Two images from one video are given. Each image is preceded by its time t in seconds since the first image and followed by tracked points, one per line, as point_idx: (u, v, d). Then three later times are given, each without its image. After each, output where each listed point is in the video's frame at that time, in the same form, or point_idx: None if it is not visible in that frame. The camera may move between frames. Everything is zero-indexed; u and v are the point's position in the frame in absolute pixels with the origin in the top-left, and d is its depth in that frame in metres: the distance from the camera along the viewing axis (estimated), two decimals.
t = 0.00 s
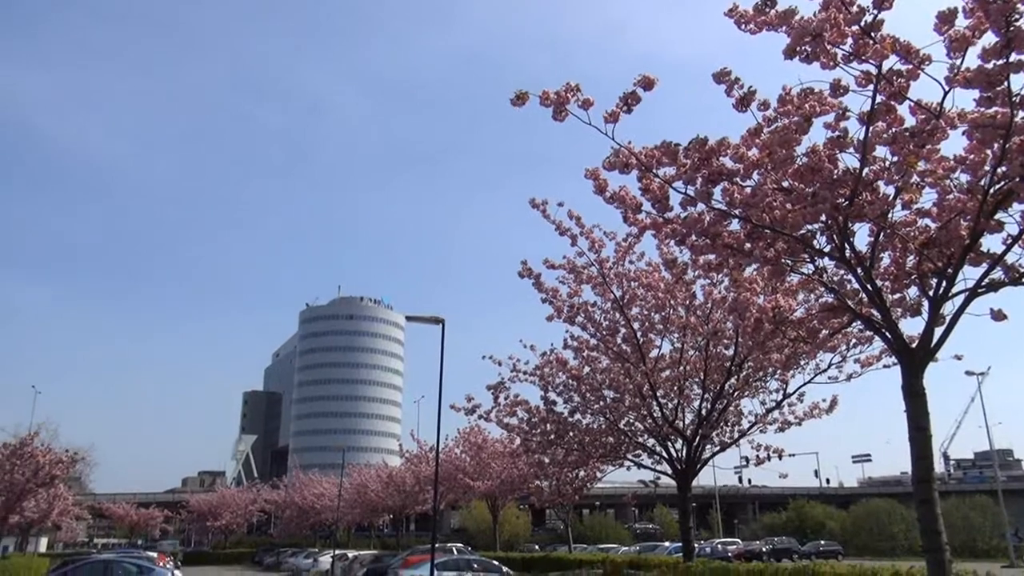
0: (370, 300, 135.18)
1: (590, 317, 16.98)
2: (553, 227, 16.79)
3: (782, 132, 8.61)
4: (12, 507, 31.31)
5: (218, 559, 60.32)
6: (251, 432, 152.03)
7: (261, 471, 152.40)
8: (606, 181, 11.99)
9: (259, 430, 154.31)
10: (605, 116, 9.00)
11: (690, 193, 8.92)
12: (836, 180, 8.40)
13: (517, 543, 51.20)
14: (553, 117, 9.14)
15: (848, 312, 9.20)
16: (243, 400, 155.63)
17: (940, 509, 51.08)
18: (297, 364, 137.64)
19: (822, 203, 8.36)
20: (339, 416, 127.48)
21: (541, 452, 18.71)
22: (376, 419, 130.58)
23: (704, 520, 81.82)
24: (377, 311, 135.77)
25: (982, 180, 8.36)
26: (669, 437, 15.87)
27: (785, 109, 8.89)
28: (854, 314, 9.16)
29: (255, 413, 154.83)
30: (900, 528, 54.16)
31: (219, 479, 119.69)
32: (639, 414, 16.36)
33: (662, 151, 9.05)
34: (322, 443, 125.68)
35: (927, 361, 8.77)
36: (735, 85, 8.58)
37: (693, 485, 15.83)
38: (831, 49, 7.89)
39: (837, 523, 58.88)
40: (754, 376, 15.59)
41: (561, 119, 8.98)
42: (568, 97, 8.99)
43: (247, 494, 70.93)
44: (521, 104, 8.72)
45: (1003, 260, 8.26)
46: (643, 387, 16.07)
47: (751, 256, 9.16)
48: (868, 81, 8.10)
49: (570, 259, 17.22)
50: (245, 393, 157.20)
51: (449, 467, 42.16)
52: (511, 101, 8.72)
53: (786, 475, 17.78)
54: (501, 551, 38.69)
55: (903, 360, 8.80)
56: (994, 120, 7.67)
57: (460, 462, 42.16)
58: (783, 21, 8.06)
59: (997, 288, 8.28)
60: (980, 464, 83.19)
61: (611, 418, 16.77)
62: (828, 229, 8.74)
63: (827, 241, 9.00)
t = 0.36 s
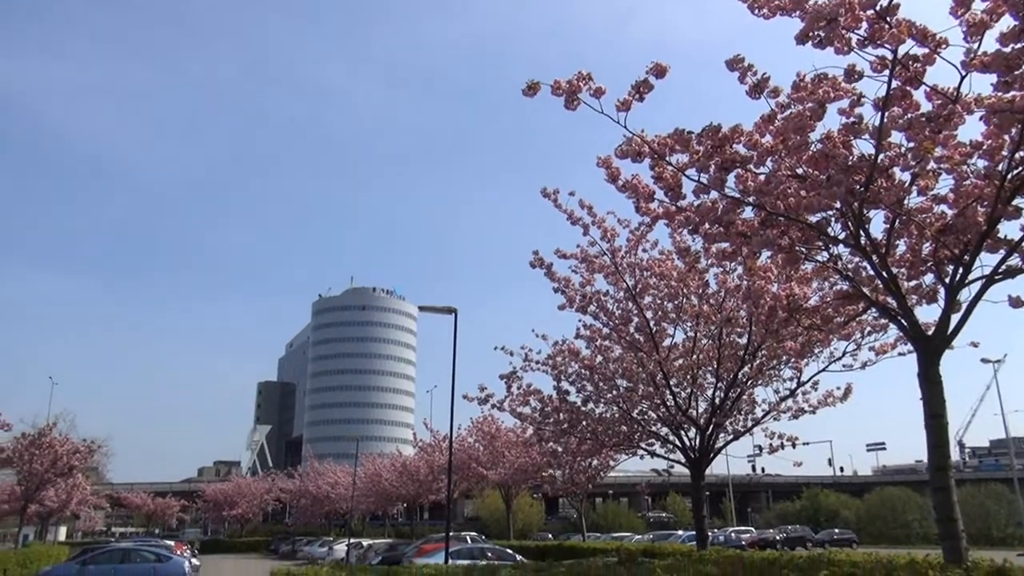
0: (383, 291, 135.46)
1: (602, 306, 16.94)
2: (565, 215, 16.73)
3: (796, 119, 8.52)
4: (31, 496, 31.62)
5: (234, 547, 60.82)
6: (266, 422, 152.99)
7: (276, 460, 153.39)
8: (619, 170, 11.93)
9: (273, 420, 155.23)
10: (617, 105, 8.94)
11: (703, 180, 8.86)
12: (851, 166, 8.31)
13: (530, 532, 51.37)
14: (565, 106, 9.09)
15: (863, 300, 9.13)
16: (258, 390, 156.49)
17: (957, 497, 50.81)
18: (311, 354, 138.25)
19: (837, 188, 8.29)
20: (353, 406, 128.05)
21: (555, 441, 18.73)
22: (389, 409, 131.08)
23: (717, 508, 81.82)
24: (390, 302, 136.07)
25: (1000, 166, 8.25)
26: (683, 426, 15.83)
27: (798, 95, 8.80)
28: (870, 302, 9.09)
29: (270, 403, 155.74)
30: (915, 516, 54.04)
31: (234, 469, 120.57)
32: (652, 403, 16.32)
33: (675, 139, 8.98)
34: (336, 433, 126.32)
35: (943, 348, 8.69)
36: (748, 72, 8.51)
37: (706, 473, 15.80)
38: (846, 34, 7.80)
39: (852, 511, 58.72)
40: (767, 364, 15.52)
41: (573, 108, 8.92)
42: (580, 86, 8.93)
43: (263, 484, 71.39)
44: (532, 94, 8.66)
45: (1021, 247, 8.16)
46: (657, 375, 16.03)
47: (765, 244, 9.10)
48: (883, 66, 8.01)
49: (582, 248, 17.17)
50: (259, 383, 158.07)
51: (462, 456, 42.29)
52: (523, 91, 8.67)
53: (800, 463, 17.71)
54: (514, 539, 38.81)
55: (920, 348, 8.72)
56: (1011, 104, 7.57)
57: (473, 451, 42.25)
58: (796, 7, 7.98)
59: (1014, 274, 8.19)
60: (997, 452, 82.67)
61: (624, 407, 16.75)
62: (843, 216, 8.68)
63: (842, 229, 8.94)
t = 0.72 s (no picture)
0: (396, 282, 135.72)
1: (616, 296, 16.90)
2: (578, 206, 16.68)
3: (811, 106, 8.45)
4: (50, 487, 31.96)
5: (251, 537, 61.34)
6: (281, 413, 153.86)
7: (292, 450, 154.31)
8: (631, 159, 11.88)
9: (289, 411, 156.08)
10: (631, 94, 8.89)
11: (716, 169, 8.80)
12: (867, 154, 8.25)
13: (545, 522, 51.45)
14: (577, 95, 9.05)
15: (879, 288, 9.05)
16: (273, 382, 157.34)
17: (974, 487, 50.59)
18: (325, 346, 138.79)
19: (853, 175, 8.22)
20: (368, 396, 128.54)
21: (569, 431, 18.75)
22: (403, 400, 131.46)
23: (732, 497, 81.72)
24: (403, 293, 136.34)
25: (1018, 152, 8.15)
26: (697, 416, 15.79)
27: (813, 82, 8.72)
28: (886, 291, 9.02)
29: (285, 395, 156.62)
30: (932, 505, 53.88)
31: (250, 459, 121.39)
32: (666, 393, 16.30)
33: (689, 127, 8.93)
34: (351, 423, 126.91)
35: (960, 337, 8.63)
36: (763, 59, 8.44)
37: (721, 463, 15.76)
38: (862, 19, 7.72)
39: (867, 501, 58.45)
40: (782, 354, 15.45)
41: (586, 97, 8.88)
42: (593, 75, 8.89)
43: (278, 474, 71.77)
44: (546, 83, 8.63)
45: None
46: (671, 365, 16.00)
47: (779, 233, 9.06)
48: (899, 52, 7.94)
49: (596, 239, 17.12)
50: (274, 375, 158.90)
51: (477, 446, 42.35)
52: (536, 81, 8.63)
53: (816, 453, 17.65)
54: (529, 529, 38.91)
55: (937, 337, 8.66)
56: None
57: (487, 441, 42.31)
58: None
59: None
60: (1014, 442, 82.13)
61: (638, 397, 16.72)
62: (859, 204, 8.63)
63: (857, 217, 8.89)
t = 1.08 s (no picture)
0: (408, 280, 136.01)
1: (628, 292, 16.87)
2: (590, 202, 16.64)
3: (824, 100, 8.39)
4: (68, 485, 32.21)
5: (266, 534, 61.69)
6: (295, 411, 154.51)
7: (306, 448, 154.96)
8: (642, 155, 11.84)
9: (302, 409, 156.70)
10: (642, 89, 8.86)
11: (728, 164, 8.77)
12: (880, 147, 8.20)
13: (558, 518, 51.47)
14: (588, 91, 9.02)
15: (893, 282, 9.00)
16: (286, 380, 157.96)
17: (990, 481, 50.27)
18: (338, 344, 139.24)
19: (865, 170, 8.17)
20: (380, 394, 128.90)
21: (582, 428, 18.76)
22: (416, 397, 131.69)
23: (746, 493, 81.49)
24: (415, 290, 136.57)
25: None
26: (710, 411, 15.74)
27: (826, 75, 8.66)
28: (900, 285, 8.97)
29: (299, 393, 157.29)
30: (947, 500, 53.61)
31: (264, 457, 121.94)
32: (679, 388, 16.26)
33: (700, 121, 8.89)
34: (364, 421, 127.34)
35: (975, 331, 8.56)
36: (775, 52, 8.39)
37: (734, 459, 15.72)
38: (875, 11, 7.67)
39: (882, 496, 58.10)
40: (796, 349, 15.38)
41: (597, 92, 8.85)
42: (603, 70, 8.86)
43: (293, 471, 72.02)
44: (556, 79, 8.61)
45: None
46: (683, 361, 15.96)
47: (792, 228, 9.01)
48: (913, 44, 7.87)
49: (608, 235, 17.08)
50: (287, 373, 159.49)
51: (490, 443, 42.38)
52: (547, 76, 8.61)
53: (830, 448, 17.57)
54: (542, 525, 38.96)
55: (951, 330, 8.61)
56: None
57: (500, 438, 42.36)
58: None
59: None
60: None
61: (651, 392, 16.68)
62: (872, 198, 8.58)
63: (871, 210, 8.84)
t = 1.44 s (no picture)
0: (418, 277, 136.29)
1: (638, 287, 16.84)
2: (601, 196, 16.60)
3: (834, 93, 8.34)
4: (81, 483, 32.43)
5: (279, 530, 62.00)
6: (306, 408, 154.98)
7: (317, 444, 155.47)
8: (652, 149, 11.81)
9: (313, 406, 157.18)
10: (651, 83, 8.84)
11: (738, 158, 8.74)
12: (891, 139, 8.14)
13: (569, 514, 51.51)
14: (598, 85, 9.00)
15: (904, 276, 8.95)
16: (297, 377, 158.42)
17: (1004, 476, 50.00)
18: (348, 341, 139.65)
19: (875, 163, 8.13)
20: (391, 390, 129.22)
21: (592, 424, 18.76)
22: (427, 393, 131.89)
23: (757, 489, 81.31)
24: (425, 287, 136.83)
25: None
26: (721, 406, 15.71)
27: (836, 68, 8.61)
28: (912, 279, 8.93)
29: (309, 390, 157.82)
30: (961, 495, 53.36)
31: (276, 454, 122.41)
32: (690, 383, 16.23)
33: (709, 115, 8.84)
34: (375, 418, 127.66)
35: (988, 324, 8.51)
36: (784, 45, 8.35)
37: (745, 454, 15.68)
38: (885, 3, 7.62)
39: (894, 491, 57.80)
40: (806, 343, 15.32)
41: (606, 87, 8.84)
42: (613, 64, 8.84)
43: (304, 468, 72.28)
44: (566, 73, 8.59)
45: None
46: (693, 356, 15.93)
47: (802, 221, 8.98)
48: (924, 36, 7.82)
49: (618, 229, 17.05)
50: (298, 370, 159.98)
51: (500, 439, 42.41)
52: (556, 70, 8.60)
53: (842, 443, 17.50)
54: (553, 520, 39.02)
55: (964, 324, 8.56)
56: None
57: (510, 433, 42.40)
58: None
59: None
60: None
61: (661, 387, 16.66)
62: (883, 190, 8.53)
63: (882, 204, 8.80)
